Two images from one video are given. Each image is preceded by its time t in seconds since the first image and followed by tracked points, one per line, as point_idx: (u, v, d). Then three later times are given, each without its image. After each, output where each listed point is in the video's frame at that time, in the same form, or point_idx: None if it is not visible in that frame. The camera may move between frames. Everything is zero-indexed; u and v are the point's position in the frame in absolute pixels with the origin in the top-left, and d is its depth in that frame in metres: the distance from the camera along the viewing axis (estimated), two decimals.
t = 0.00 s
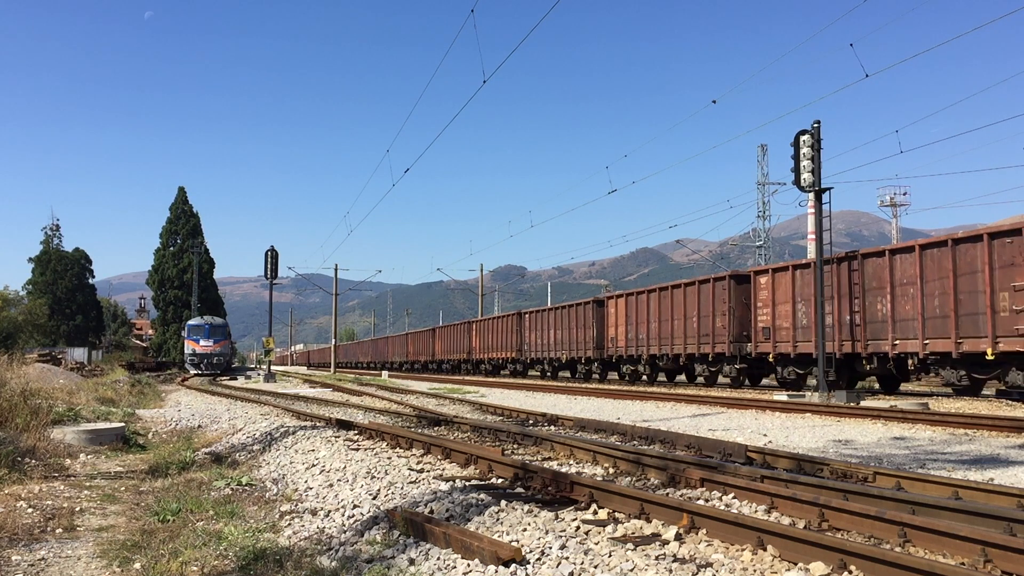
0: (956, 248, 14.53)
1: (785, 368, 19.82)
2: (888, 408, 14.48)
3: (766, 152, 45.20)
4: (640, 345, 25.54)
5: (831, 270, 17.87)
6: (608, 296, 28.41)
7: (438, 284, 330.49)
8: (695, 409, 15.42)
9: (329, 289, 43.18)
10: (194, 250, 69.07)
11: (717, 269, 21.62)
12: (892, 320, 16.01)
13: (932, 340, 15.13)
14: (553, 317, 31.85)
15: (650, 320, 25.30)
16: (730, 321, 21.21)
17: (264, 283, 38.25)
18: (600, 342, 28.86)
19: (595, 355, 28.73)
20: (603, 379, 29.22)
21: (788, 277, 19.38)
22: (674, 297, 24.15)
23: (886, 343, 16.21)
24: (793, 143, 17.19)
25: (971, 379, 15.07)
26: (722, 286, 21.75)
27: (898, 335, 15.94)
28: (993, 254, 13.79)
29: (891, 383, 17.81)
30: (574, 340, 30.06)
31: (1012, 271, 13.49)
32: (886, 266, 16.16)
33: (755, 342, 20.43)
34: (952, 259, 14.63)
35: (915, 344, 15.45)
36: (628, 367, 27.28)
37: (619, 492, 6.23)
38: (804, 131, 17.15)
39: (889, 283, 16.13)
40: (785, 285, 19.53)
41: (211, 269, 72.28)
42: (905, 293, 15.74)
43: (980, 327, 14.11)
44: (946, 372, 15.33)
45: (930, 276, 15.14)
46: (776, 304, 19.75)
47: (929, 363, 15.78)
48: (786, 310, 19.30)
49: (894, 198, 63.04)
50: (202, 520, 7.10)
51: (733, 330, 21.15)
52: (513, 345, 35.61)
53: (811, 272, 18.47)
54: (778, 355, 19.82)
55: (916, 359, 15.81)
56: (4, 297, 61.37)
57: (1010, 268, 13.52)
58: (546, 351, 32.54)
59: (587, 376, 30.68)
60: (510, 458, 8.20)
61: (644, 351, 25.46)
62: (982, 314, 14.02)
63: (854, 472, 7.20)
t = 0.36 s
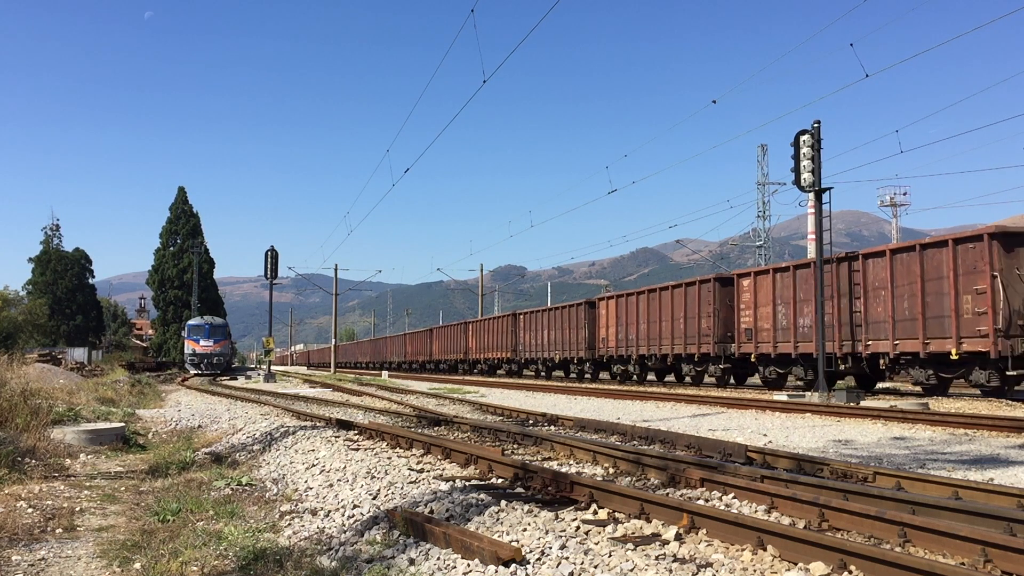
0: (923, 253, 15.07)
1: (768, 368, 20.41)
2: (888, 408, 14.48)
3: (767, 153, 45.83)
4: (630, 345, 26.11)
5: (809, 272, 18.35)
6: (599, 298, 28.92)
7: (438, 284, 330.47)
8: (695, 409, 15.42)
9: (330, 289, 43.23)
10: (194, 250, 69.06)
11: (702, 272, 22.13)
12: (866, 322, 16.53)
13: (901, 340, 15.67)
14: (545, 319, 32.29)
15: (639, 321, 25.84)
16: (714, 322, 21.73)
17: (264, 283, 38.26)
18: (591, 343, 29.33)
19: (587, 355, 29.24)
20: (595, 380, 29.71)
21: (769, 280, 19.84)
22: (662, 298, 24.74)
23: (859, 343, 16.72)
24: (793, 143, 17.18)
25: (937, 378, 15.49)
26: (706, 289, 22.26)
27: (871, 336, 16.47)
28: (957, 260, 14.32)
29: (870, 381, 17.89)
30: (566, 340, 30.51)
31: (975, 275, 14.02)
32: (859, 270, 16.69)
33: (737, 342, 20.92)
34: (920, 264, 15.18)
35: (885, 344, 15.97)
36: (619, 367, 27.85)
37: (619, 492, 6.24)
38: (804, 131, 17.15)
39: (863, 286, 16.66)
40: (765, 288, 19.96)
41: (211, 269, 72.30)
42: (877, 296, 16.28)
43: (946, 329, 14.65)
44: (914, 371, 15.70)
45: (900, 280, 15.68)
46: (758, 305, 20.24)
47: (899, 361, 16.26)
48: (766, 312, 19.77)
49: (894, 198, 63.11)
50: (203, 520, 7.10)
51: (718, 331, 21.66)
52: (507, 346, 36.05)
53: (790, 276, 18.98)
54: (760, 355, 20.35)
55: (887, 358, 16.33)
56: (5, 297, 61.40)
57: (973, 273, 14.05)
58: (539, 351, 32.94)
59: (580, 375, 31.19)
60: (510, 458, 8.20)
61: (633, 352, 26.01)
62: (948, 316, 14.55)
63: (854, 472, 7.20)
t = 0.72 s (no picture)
0: (895, 257, 15.71)
1: (751, 367, 20.97)
2: (888, 408, 14.48)
3: (767, 153, 45.41)
4: (621, 346, 26.64)
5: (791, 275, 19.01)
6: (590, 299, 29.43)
7: (438, 284, 330.47)
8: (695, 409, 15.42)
9: (330, 289, 43.25)
10: (194, 250, 69.03)
11: (690, 275, 22.74)
12: (843, 324, 17.13)
13: (876, 342, 16.26)
14: (540, 319, 32.67)
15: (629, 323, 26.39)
16: (701, 323, 22.36)
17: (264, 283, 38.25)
18: (584, 343, 29.80)
19: (580, 355, 29.66)
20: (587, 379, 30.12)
21: (752, 283, 20.52)
22: (650, 300, 25.25)
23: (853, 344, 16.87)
24: (793, 143, 17.18)
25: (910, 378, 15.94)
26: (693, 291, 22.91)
27: (848, 338, 17.05)
28: (925, 264, 14.87)
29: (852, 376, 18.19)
30: (560, 341, 30.90)
31: (942, 279, 14.56)
32: (837, 274, 17.31)
33: (722, 343, 21.52)
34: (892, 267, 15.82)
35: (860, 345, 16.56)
36: (610, 367, 28.34)
37: (619, 492, 6.24)
38: (804, 131, 17.15)
39: (840, 288, 17.28)
40: (749, 290, 20.66)
41: (211, 269, 72.31)
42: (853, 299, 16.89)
43: (916, 330, 15.20)
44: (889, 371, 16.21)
45: (875, 283, 16.31)
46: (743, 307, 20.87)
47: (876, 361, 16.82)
48: (750, 313, 20.44)
49: (894, 198, 63.11)
50: (203, 520, 7.10)
51: (704, 332, 22.28)
52: (502, 346, 36.39)
53: (772, 279, 19.68)
54: (744, 355, 20.95)
55: (863, 359, 16.89)
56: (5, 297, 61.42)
57: (941, 277, 14.60)
58: (533, 351, 33.36)
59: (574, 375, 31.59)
60: (510, 458, 8.20)
61: (624, 352, 26.54)
62: (917, 318, 15.12)
63: (854, 472, 7.20)
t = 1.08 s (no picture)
0: (868, 261, 16.48)
1: (734, 367, 21.63)
2: (888, 408, 14.48)
3: (766, 153, 45.55)
4: (611, 346, 27.18)
5: (771, 278, 19.74)
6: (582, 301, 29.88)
7: (438, 284, 330.41)
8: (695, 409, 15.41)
9: (329, 289, 43.25)
10: (194, 250, 69.03)
11: (676, 277, 23.36)
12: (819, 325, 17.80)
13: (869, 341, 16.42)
14: (534, 320, 32.92)
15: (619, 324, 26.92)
16: (688, 324, 23.00)
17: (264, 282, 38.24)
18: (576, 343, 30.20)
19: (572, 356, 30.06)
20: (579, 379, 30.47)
21: (735, 285, 21.23)
22: (639, 302, 25.78)
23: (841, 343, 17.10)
24: (793, 143, 17.17)
25: (883, 377, 16.59)
26: (679, 294, 23.56)
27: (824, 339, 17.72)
28: (896, 268, 15.66)
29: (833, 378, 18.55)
30: (552, 341, 31.23)
31: (911, 283, 15.33)
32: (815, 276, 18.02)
33: (708, 343, 22.17)
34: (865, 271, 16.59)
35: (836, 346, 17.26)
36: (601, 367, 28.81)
37: (619, 493, 6.24)
38: (803, 131, 17.15)
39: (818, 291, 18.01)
40: (732, 292, 21.36)
41: (212, 269, 72.33)
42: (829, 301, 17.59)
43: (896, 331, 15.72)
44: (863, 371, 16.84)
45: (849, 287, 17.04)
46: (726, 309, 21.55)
47: (850, 361, 17.53)
48: (733, 315, 21.11)
49: (893, 198, 63.10)
50: (203, 520, 7.10)
51: (690, 333, 22.92)
52: (497, 346, 36.59)
53: (754, 281, 20.32)
54: (727, 355, 21.58)
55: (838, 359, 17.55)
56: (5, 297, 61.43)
57: (910, 280, 15.37)
58: (528, 352, 33.54)
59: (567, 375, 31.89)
60: (510, 458, 8.20)
61: (614, 352, 27.06)
62: (888, 320, 15.85)
63: (854, 472, 7.20)
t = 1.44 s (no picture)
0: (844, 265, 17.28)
1: (720, 367, 22.26)
2: (889, 408, 14.47)
3: (766, 153, 45.53)
4: (602, 347, 27.58)
5: (753, 280, 20.43)
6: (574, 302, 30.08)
7: (438, 284, 330.36)
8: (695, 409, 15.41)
9: (330, 289, 43.28)
10: (194, 250, 68.95)
11: (664, 279, 23.87)
12: (797, 325, 18.60)
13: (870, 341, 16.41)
14: (528, 321, 32.98)
15: (609, 325, 27.33)
16: (675, 325, 23.51)
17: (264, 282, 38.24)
18: (569, 344, 30.35)
19: (566, 356, 30.21)
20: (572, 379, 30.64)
21: (720, 287, 21.88)
22: (628, 303, 26.25)
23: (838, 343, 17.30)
24: (793, 143, 17.18)
25: (857, 376, 17.33)
26: (667, 296, 24.08)
27: (802, 339, 18.49)
28: (870, 271, 16.48)
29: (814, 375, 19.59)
30: (546, 342, 31.42)
31: (883, 286, 16.14)
32: (794, 279, 18.85)
33: (694, 343, 22.76)
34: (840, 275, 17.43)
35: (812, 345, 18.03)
36: (593, 368, 29.07)
37: (619, 492, 6.23)
38: (804, 131, 17.15)
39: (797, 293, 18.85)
40: (717, 294, 22.03)
41: (212, 269, 72.35)
42: (807, 303, 18.44)
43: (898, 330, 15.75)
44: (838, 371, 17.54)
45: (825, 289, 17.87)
46: (712, 310, 22.17)
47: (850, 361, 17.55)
48: (717, 317, 21.81)
49: (893, 198, 63.04)
50: (202, 520, 7.10)
51: (677, 333, 23.44)
52: (493, 347, 36.69)
53: (737, 283, 21.07)
54: (713, 356, 22.22)
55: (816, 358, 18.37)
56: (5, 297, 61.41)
57: (883, 283, 16.15)
58: (523, 352, 33.64)
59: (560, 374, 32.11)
60: (510, 458, 8.20)
61: (605, 353, 27.46)
62: (864, 322, 16.62)
63: (854, 472, 7.20)
